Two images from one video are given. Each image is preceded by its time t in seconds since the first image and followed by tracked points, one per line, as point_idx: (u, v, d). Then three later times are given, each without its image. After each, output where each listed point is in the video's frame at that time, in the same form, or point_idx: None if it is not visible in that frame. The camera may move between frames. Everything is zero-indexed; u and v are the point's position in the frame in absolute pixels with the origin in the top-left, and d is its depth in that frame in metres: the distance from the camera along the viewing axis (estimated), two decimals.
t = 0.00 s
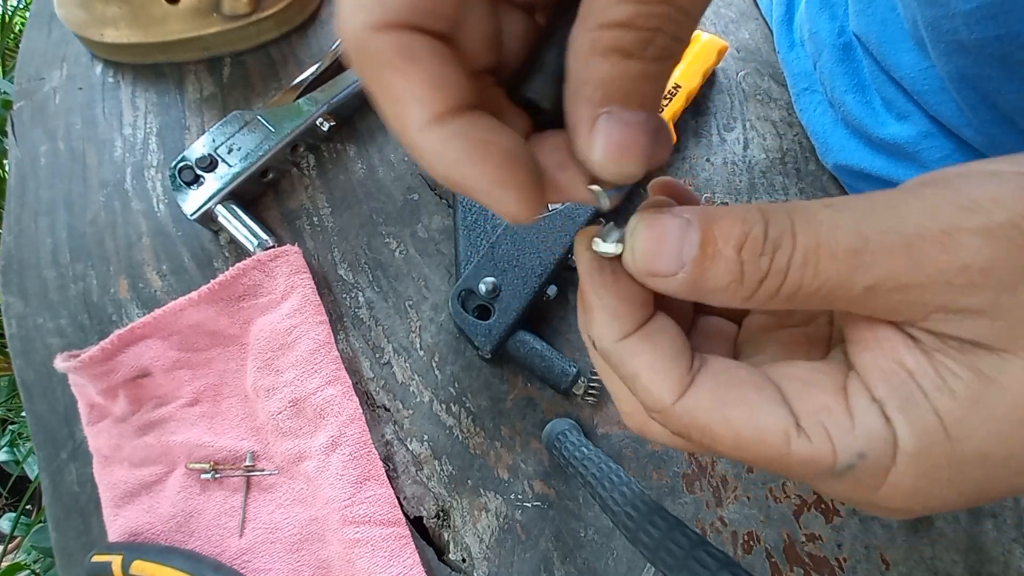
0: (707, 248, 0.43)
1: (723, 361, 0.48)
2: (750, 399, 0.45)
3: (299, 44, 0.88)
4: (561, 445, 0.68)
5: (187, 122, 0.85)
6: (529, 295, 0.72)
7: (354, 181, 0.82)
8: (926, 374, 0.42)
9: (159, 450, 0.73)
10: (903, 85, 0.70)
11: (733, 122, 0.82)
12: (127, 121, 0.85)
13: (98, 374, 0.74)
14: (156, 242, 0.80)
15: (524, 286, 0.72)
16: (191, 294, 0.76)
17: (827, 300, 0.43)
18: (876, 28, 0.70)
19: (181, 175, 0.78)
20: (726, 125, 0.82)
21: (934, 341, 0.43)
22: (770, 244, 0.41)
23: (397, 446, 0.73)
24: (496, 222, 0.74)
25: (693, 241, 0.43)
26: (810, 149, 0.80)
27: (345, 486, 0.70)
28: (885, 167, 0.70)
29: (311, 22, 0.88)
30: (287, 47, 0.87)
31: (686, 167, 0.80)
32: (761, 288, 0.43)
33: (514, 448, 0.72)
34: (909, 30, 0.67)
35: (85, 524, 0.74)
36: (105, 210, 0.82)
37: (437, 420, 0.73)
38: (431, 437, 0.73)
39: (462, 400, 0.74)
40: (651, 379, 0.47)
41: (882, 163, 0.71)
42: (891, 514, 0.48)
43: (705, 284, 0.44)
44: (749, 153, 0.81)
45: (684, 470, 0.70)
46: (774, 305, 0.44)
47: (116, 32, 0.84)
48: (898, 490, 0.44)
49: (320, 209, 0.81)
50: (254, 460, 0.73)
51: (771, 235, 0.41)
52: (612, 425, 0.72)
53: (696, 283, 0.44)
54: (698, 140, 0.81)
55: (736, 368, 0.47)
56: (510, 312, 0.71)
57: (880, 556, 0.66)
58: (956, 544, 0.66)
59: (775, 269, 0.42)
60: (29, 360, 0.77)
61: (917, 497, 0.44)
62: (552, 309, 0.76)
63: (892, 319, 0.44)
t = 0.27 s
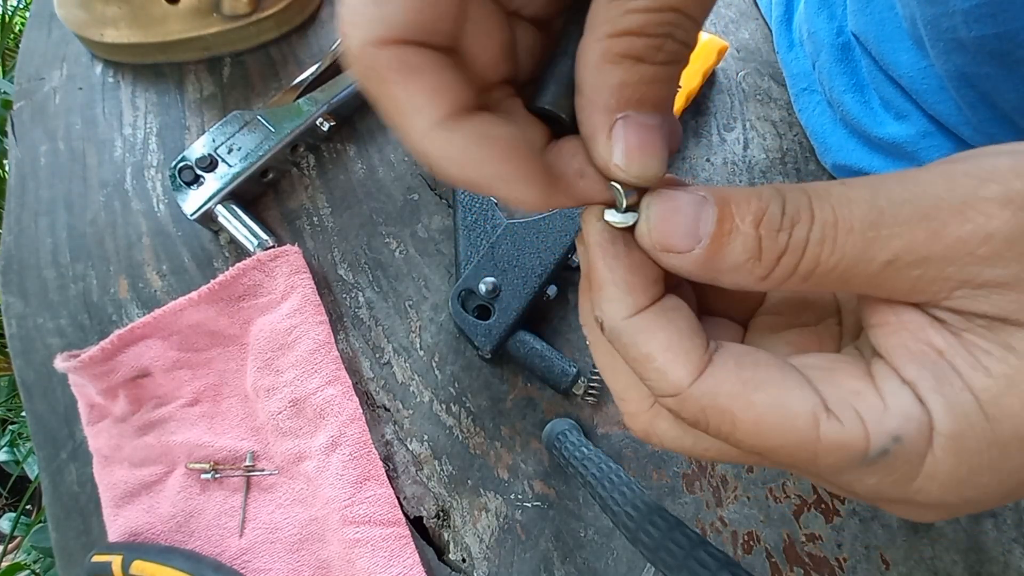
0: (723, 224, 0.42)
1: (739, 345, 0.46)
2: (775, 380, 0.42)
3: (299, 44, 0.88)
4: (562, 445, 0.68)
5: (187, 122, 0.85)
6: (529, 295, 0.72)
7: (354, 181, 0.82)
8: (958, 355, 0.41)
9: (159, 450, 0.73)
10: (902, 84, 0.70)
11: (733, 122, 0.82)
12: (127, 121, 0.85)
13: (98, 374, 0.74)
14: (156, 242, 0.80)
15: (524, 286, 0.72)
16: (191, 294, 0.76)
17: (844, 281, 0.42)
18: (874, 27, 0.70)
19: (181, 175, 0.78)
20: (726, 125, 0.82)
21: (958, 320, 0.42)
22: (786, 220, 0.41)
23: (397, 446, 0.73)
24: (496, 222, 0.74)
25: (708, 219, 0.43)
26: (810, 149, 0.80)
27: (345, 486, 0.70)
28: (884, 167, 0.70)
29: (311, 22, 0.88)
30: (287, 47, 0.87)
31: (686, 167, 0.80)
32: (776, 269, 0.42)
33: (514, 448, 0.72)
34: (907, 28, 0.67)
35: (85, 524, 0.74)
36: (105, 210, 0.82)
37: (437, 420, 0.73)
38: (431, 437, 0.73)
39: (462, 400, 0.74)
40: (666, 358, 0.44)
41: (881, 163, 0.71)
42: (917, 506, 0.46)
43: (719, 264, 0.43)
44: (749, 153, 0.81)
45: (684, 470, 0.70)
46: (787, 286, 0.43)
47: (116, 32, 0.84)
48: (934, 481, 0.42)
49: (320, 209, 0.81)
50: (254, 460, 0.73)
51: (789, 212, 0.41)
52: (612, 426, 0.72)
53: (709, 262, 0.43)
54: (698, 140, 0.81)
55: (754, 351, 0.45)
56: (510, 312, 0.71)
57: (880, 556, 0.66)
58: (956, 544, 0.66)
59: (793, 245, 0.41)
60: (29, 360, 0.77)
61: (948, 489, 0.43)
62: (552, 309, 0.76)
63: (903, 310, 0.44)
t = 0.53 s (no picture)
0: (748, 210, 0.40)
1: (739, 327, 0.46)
2: (770, 369, 0.42)
3: (299, 44, 0.88)
4: (562, 445, 0.68)
5: (188, 122, 0.85)
6: (529, 295, 0.72)
7: (354, 181, 0.82)
8: (958, 361, 0.41)
9: (159, 451, 0.73)
10: (902, 85, 0.70)
11: (733, 122, 0.82)
12: (127, 121, 0.85)
13: (98, 374, 0.74)
14: (156, 242, 0.80)
15: (524, 286, 0.72)
16: (191, 294, 0.76)
17: (855, 276, 0.41)
18: (874, 27, 0.70)
19: (181, 175, 0.78)
20: (726, 125, 0.82)
21: (967, 328, 0.41)
22: (813, 210, 0.39)
23: (397, 446, 0.73)
24: (496, 222, 0.75)
25: (732, 204, 0.40)
26: (810, 149, 0.80)
27: (345, 486, 0.70)
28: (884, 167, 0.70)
29: (310, 22, 0.88)
30: (287, 47, 0.87)
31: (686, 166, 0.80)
32: (793, 259, 0.41)
33: (514, 448, 0.72)
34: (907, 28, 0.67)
35: (85, 524, 0.74)
36: (105, 210, 0.82)
37: (437, 420, 0.73)
38: (431, 437, 0.73)
39: (462, 400, 0.74)
40: (663, 338, 0.44)
41: (881, 163, 0.71)
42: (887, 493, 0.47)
43: (736, 249, 0.41)
44: (749, 153, 0.81)
45: (684, 470, 0.70)
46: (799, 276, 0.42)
47: (116, 32, 0.84)
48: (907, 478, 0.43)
49: (320, 209, 0.81)
50: (254, 460, 0.73)
51: (817, 202, 0.39)
52: (612, 425, 0.72)
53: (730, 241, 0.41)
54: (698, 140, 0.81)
55: (754, 335, 0.45)
56: (510, 312, 0.71)
57: (880, 556, 0.66)
58: (956, 544, 0.66)
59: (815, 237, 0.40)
60: (29, 360, 0.77)
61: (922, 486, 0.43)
62: (552, 309, 0.76)
63: (907, 314, 0.43)
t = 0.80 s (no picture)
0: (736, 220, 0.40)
1: (740, 338, 0.45)
2: (768, 382, 0.42)
3: (299, 44, 0.88)
4: (562, 445, 0.68)
5: (188, 122, 0.85)
6: (529, 295, 0.72)
7: (354, 181, 0.82)
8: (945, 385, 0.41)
9: (159, 451, 0.73)
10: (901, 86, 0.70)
11: (733, 122, 0.82)
12: (127, 121, 0.85)
13: (98, 374, 0.74)
14: (156, 241, 0.80)
15: (524, 286, 0.72)
16: (191, 294, 0.76)
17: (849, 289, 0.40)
18: (874, 28, 0.70)
19: (181, 175, 0.78)
20: (726, 125, 0.82)
21: (950, 350, 0.41)
22: (800, 226, 0.39)
23: (397, 446, 0.73)
24: (496, 223, 0.75)
25: (721, 212, 0.40)
26: (810, 149, 0.80)
27: (345, 486, 0.70)
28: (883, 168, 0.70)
29: (311, 22, 0.88)
30: (287, 47, 0.87)
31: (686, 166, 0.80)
32: (780, 271, 0.40)
33: (514, 448, 0.72)
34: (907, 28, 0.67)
35: (85, 524, 0.74)
36: (105, 210, 0.82)
37: (437, 420, 0.73)
38: (431, 437, 0.73)
39: (462, 400, 0.74)
40: (667, 349, 0.43)
41: (880, 164, 0.71)
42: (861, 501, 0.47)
43: (727, 254, 0.40)
44: (749, 153, 0.81)
45: (684, 470, 0.70)
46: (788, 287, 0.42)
47: (116, 32, 0.84)
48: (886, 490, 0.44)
49: (320, 209, 0.81)
50: (254, 460, 0.73)
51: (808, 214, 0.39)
52: (612, 425, 0.72)
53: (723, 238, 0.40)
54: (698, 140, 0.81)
55: (753, 349, 0.44)
56: (510, 312, 0.71)
57: (880, 556, 0.66)
58: (956, 544, 0.66)
59: (802, 252, 0.39)
60: (29, 360, 0.78)
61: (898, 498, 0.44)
62: (552, 309, 0.76)
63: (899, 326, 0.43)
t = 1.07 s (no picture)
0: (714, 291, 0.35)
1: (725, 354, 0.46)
2: (737, 411, 0.44)
3: (299, 44, 0.87)
4: (562, 444, 0.68)
5: (187, 122, 0.85)
6: (529, 294, 0.72)
7: (354, 181, 0.82)
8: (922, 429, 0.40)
9: (159, 451, 0.73)
10: (900, 86, 0.70)
11: (733, 122, 0.82)
12: (127, 121, 0.85)
13: (99, 374, 0.74)
14: (156, 241, 0.80)
15: (524, 286, 0.72)
16: (191, 294, 0.76)
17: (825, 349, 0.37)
18: (873, 28, 0.70)
19: (181, 175, 0.78)
20: (726, 125, 0.82)
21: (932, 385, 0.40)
22: (790, 307, 0.35)
23: (397, 446, 0.73)
24: (496, 222, 0.75)
25: (697, 279, 0.35)
26: (810, 149, 0.80)
27: (345, 486, 0.70)
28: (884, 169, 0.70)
29: (310, 22, 0.88)
30: (287, 47, 0.87)
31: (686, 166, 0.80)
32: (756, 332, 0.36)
33: (514, 448, 0.72)
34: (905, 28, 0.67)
35: (85, 524, 0.74)
36: (105, 210, 0.82)
37: (437, 420, 0.73)
38: (431, 437, 0.73)
39: (462, 400, 0.74)
40: (651, 373, 0.46)
41: (880, 164, 0.71)
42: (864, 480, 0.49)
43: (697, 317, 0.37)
44: (749, 154, 0.81)
45: (684, 470, 0.70)
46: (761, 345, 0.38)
47: (116, 32, 0.84)
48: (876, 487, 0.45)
49: (320, 209, 0.81)
50: (254, 460, 0.73)
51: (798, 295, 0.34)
52: (612, 425, 0.72)
53: (695, 308, 0.36)
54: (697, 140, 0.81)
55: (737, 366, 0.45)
56: (509, 312, 0.72)
57: (880, 556, 0.66)
58: (956, 544, 0.66)
59: (788, 324, 0.35)
60: (29, 360, 0.78)
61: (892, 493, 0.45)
62: (552, 309, 0.76)
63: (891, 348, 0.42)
